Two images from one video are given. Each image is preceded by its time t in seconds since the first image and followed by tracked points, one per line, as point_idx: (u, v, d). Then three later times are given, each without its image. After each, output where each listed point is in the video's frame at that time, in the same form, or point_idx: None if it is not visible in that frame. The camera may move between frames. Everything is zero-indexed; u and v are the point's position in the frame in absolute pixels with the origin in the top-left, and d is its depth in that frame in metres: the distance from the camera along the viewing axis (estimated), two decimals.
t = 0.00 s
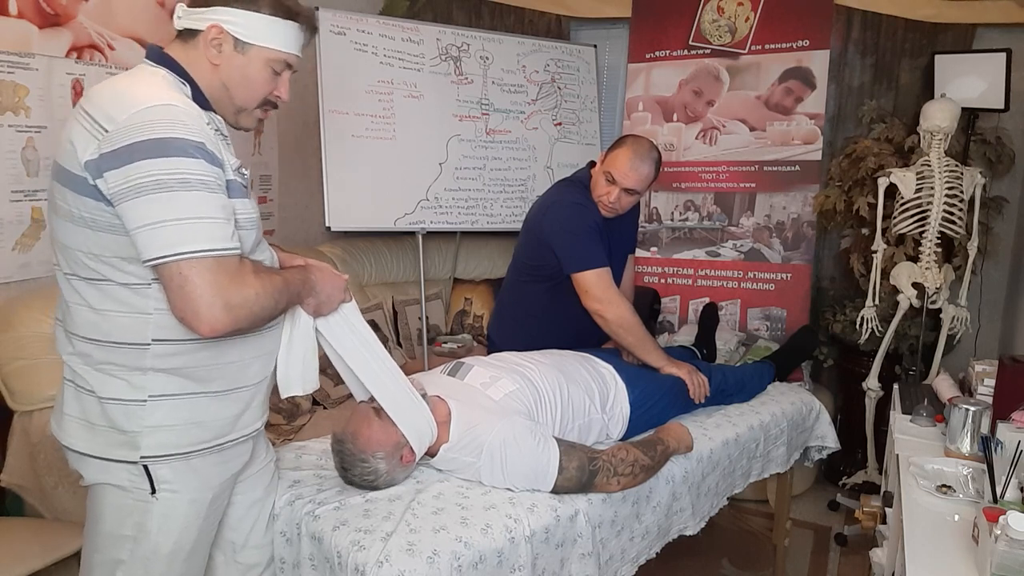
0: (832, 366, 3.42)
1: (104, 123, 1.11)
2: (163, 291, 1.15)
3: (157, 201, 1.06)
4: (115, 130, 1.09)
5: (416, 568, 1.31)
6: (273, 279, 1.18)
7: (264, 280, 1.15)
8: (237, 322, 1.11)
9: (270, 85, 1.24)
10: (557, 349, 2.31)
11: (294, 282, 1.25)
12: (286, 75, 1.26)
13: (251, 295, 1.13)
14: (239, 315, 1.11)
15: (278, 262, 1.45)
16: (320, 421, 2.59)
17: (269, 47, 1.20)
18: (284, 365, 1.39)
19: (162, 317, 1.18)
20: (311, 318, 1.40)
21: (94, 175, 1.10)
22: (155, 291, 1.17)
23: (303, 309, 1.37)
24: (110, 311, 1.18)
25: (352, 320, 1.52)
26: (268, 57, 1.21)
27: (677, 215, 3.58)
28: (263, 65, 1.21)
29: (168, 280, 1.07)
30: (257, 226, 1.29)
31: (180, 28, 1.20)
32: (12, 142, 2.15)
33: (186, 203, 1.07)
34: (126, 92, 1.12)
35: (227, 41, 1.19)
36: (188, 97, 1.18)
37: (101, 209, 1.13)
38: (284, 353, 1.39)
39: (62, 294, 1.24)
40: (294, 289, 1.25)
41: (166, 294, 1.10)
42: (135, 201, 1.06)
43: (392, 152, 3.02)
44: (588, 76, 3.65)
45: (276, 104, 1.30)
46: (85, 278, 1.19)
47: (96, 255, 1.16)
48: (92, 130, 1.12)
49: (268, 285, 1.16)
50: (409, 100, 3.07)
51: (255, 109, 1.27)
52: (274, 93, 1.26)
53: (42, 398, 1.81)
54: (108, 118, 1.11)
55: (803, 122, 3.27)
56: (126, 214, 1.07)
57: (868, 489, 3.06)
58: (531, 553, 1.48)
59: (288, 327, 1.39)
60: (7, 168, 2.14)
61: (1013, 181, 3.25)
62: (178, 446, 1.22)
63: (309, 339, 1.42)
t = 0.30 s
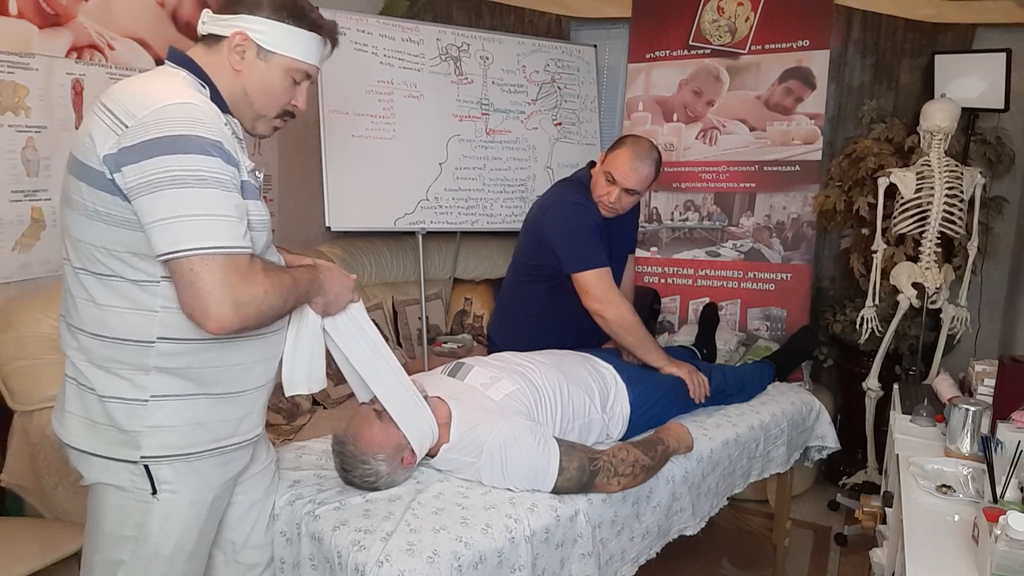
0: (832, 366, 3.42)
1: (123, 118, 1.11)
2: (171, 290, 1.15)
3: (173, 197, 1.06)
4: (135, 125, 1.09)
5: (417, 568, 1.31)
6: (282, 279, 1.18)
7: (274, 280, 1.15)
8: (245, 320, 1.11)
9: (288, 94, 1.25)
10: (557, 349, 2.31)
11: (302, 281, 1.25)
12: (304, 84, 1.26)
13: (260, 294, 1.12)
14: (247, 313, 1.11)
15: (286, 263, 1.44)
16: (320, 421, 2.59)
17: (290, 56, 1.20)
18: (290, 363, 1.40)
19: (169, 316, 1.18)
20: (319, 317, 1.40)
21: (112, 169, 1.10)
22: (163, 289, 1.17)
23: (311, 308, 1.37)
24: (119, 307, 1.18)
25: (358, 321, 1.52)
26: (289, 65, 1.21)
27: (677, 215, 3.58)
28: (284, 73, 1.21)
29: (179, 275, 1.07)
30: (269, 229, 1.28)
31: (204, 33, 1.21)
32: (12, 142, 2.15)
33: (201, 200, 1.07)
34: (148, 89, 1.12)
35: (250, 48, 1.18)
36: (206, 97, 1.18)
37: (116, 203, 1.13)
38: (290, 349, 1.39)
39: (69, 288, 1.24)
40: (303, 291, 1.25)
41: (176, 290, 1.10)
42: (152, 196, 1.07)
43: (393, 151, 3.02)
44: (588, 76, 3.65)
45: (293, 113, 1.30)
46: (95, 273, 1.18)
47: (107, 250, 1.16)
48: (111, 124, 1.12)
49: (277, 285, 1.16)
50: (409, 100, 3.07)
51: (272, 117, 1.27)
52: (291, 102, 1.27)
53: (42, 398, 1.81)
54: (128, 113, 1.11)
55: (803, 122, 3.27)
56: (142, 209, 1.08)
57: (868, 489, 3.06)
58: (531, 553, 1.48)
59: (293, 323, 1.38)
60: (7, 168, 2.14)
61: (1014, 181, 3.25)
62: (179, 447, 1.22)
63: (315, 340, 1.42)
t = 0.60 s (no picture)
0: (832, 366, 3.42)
1: (119, 120, 1.11)
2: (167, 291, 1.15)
3: (167, 199, 1.06)
4: (130, 127, 1.09)
5: (416, 568, 1.31)
6: (277, 279, 1.18)
7: (268, 281, 1.15)
8: (240, 322, 1.11)
9: (284, 95, 1.25)
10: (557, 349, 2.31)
11: (298, 282, 1.25)
12: (301, 85, 1.26)
13: (255, 295, 1.12)
14: (241, 315, 1.11)
15: (283, 263, 1.44)
16: (320, 421, 2.59)
17: (288, 57, 1.20)
18: (287, 365, 1.40)
19: (165, 317, 1.18)
20: (315, 318, 1.41)
21: (106, 171, 1.10)
22: (159, 291, 1.17)
23: (308, 309, 1.37)
24: (115, 309, 1.18)
25: (356, 321, 1.52)
26: (286, 67, 1.21)
27: (677, 215, 3.58)
28: (281, 74, 1.21)
29: (172, 278, 1.07)
30: (264, 229, 1.28)
31: (200, 33, 1.20)
32: (12, 142, 2.15)
33: (195, 202, 1.07)
34: (143, 90, 1.12)
35: (247, 49, 1.18)
36: (202, 97, 1.18)
37: (110, 205, 1.13)
38: (287, 352, 1.39)
39: (66, 290, 1.24)
40: (298, 292, 1.25)
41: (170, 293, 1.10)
42: (146, 198, 1.06)
43: (393, 151, 3.02)
44: (588, 76, 3.65)
45: (289, 113, 1.30)
46: (91, 274, 1.18)
47: (102, 252, 1.16)
48: (106, 126, 1.12)
49: (272, 287, 1.16)
50: (409, 100, 3.07)
51: (268, 117, 1.27)
52: (288, 102, 1.27)
53: (41, 398, 1.81)
54: (123, 115, 1.11)
55: (803, 122, 3.27)
56: (136, 211, 1.07)
57: (868, 489, 3.06)
58: (531, 553, 1.48)
59: (290, 325, 1.39)
60: (7, 168, 2.14)
61: (1014, 181, 3.25)
62: (178, 448, 1.22)
63: (312, 341, 1.42)
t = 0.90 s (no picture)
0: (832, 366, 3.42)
1: (102, 125, 1.11)
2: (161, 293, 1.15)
3: (153, 204, 1.06)
4: (113, 132, 1.09)
5: (415, 568, 1.31)
6: (269, 280, 1.18)
7: (260, 283, 1.15)
8: (233, 325, 1.11)
9: (270, 90, 1.24)
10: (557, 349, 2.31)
11: (291, 283, 1.25)
12: (286, 79, 1.26)
13: (247, 298, 1.12)
14: (234, 318, 1.11)
15: (277, 262, 1.44)
16: (320, 421, 2.59)
17: (272, 52, 1.20)
18: (283, 367, 1.40)
19: (158, 319, 1.18)
20: (310, 319, 1.41)
21: (91, 177, 1.10)
22: (151, 293, 1.17)
23: (302, 309, 1.37)
24: (107, 313, 1.18)
25: (351, 320, 1.52)
26: (270, 61, 1.20)
27: (677, 215, 3.58)
28: (265, 69, 1.21)
29: (163, 284, 1.07)
30: (254, 228, 1.28)
31: (182, 29, 1.20)
32: (12, 142, 2.15)
33: (183, 207, 1.07)
34: (125, 94, 1.12)
35: (229, 44, 1.18)
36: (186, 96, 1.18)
37: (97, 211, 1.13)
38: (282, 356, 1.39)
39: (59, 295, 1.24)
40: (291, 292, 1.25)
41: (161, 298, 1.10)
42: (132, 204, 1.06)
43: (393, 151, 3.02)
44: (588, 76, 3.65)
45: (277, 108, 1.30)
46: (82, 280, 1.19)
47: (92, 257, 1.16)
48: (89, 131, 1.12)
49: (264, 288, 1.16)
50: (409, 100, 3.07)
51: (254, 112, 1.27)
52: (274, 97, 1.26)
53: (42, 398, 1.82)
54: (105, 120, 1.11)
55: (803, 122, 3.27)
56: (123, 218, 1.07)
57: (868, 489, 3.06)
58: (531, 553, 1.48)
59: (286, 330, 1.39)
60: (7, 168, 2.14)
61: (1014, 181, 3.25)
62: (176, 448, 1.22)
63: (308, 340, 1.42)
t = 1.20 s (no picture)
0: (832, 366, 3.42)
1: (88, 128, 1.10)
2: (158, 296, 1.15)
3: (142, 207, 1.06)
4: (99, 136, 1.09)
5: (415, 568, 1.31)
6: (264, 279, 1.18)
7: (255, 282, 1.15)
8: (229, 326, 1.11)
9: (258, 85, 1.24)
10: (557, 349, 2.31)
11: (286, 282, 1.25)
12: (274, 74, 1.25)
13: (242, 298, 1.12)
14: (229, 319, 1.11)
15: (274, 262, 1.45)
16: (320, 421, 2.59)
17: (257, 47, 1.19)
18: (281, 368, 1.40)
19: (154, 321, 1.18)
20: (307, 318, 1.41)
21: (78, 182, 1.10)
22: (147, 295, 1.17)
23: (299, 308, 1.37)
24: (102, 317, 1.18)
25: (349, 318, 1.52)
26: (255, 56, 1.20)
27: (677, 215, 3.58)
28: (250, 64, 1.20)
29: (157, 287, 1.08)
30: (246, 227, 1.29)
31: (166, 27, 1.19)
32: (12, 142, 2.15)
33: (172, 210, 1.07)
34: (111, 97, 1.12)
35: (213, 41, 1.18)
36: (171, 94, 1.18)
37: (87, 215, 1.13)
38: (279, 357, 1.39)
39: (55, 299, 1.24)
40: (286, 291, 1.25)
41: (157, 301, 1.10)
42: (121, 208, 1.06)
43: (392, 151, 3.02)
44: (587, 76, 3.65)
45: (266, 103, 1.29)
46: (76, 284, 1.19)
47: (85, 261, 1.16)
48: (74, 135, 1.11)
49: (259, 288, 1.16)
50: (409, 100, 3.06)
51: (243, 109, 1.26)
52: (262, 92, 1.26)
53: (42, 398, 1.82)
54: (91, 124, 1.10)
55: (803, 122, 3.27)
56: (112, 222, 1.07)
57: (868, 488, 3.06)
58: (531, 553, 1.48)
59: (285, 331, 1.40)
60: (7, 168, 2.14)
61: (1014, 181, 3.25)
62: (176, 448, 1.22)
63: (306, 338, 1.42)
